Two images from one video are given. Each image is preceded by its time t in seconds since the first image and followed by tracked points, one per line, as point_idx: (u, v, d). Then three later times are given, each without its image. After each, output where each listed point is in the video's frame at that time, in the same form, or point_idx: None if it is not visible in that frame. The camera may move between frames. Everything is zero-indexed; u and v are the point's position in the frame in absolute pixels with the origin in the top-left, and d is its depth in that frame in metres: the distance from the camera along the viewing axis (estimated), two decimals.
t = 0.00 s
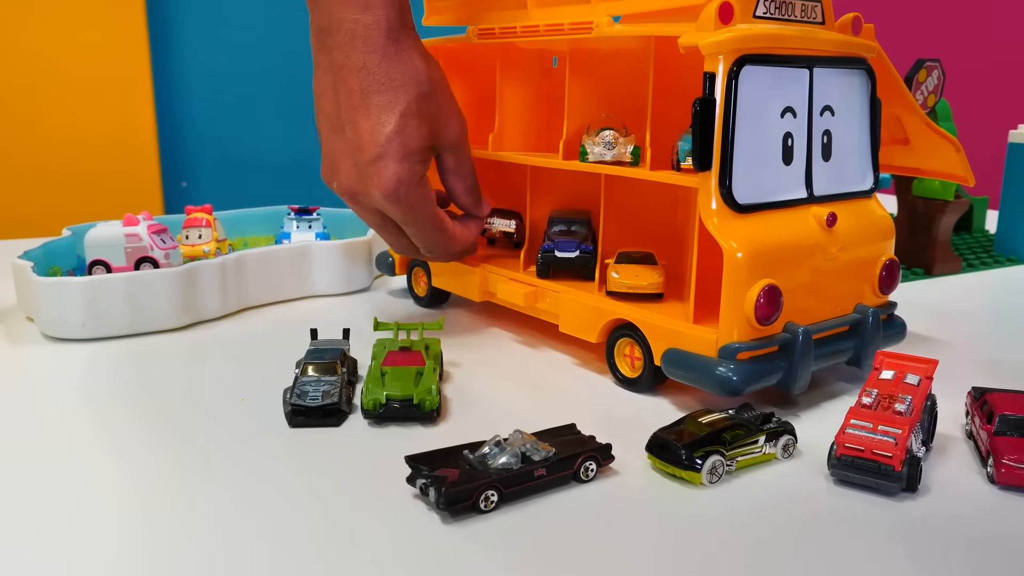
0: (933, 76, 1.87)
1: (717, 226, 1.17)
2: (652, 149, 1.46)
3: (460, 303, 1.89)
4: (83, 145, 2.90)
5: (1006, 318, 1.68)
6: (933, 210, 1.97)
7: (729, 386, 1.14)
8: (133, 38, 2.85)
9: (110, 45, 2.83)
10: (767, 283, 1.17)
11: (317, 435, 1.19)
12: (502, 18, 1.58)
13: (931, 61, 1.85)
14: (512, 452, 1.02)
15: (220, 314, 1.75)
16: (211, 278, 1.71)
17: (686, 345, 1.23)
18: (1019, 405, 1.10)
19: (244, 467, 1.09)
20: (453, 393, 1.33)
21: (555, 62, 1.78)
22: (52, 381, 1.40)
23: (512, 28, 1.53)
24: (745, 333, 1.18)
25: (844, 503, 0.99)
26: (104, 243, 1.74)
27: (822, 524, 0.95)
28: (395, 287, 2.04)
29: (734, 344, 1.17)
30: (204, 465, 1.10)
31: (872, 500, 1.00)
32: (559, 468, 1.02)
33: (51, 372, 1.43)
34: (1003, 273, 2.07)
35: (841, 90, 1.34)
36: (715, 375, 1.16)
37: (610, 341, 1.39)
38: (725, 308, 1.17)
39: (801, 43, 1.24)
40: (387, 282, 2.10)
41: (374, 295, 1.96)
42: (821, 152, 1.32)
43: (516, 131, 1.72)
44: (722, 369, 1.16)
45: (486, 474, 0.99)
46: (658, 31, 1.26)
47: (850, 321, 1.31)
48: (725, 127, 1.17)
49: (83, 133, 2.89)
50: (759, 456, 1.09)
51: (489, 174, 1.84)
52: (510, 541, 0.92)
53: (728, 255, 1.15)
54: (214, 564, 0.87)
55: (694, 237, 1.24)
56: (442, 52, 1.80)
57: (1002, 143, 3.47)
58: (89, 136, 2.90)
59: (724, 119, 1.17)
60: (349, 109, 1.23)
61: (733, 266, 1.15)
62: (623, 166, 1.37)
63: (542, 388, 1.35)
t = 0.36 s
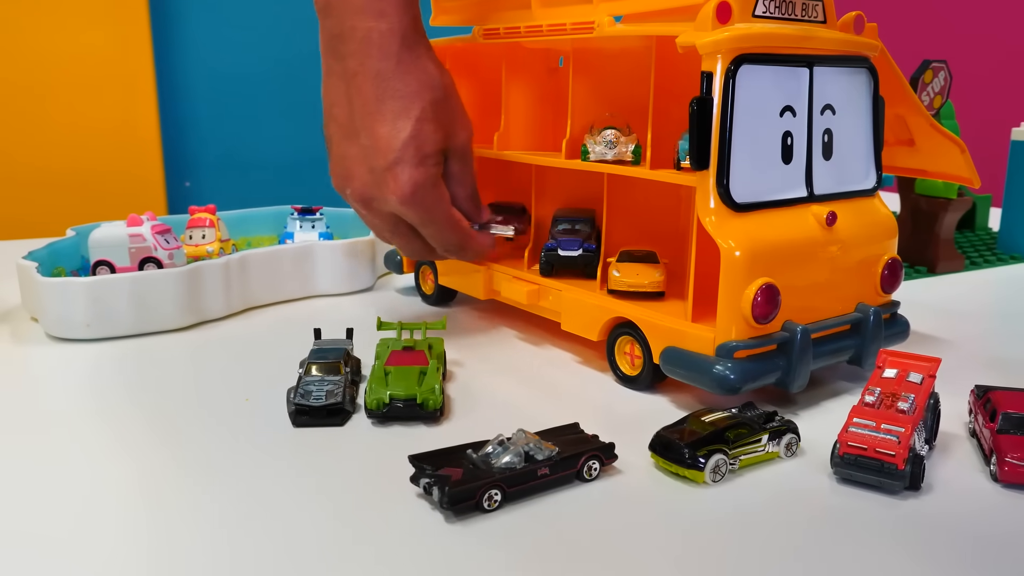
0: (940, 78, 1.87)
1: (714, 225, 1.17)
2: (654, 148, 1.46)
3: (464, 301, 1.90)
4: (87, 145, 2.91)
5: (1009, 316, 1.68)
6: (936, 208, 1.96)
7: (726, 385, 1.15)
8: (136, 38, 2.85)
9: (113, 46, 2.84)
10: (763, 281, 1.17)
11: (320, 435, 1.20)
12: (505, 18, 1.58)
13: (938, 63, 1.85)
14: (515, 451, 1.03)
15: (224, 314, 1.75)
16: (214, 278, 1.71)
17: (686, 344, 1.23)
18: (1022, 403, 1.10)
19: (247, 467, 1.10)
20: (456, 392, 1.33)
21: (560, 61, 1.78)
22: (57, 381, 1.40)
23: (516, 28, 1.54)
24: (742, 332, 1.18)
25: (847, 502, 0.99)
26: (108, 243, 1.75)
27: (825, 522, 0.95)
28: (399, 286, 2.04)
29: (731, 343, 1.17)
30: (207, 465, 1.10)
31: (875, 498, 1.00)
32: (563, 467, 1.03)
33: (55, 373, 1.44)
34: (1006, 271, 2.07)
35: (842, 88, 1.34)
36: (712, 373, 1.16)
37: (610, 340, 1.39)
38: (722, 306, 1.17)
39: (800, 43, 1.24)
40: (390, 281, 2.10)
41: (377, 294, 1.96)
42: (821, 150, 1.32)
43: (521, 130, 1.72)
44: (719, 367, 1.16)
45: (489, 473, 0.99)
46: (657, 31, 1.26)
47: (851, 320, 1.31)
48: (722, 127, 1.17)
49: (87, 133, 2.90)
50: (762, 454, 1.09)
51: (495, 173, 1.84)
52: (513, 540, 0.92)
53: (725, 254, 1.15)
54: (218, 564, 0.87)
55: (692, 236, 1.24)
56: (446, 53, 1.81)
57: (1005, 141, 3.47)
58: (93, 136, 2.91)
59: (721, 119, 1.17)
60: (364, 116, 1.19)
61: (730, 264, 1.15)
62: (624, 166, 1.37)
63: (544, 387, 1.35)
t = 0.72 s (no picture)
0: (944, 77, 1.87)
1: (719, 226, 1.18)
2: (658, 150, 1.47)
3: (469, 302, 1.90)
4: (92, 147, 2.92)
5: (1013, 317, 1.68)
6: (940, 210, 1.96)
7: (731, 386, 1.15)
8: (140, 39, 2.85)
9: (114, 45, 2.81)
10: (768, 283, 1.17)
11: (327, 437, 1.20)
12: (510, 19, 1.59)
13: (941, 63, 1.85)
14: (522, 452, 1.03)
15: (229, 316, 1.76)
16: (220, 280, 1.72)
17: (690, 345, 1.24)
18: None
19: (255, 470, 1.10)
20: (462, 393, 1.34)
21: (564, 63, 1.79)
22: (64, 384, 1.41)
23: (520, 30, 1.55)
24: (747, 333, 1.18)
25: (852, 502, 1.00)
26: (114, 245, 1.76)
27: (830, 523, 0.95)
28: (403, 288, 2.05)
29: (735, 344, 1.17)
30: (215, 467, 1.11)
31: (880, 499, 1.01)
32: (569, 468, 1.03)
33: (63, 376, 1.45)
34: (1010, 271, 2.07)
35: (846, 90, 1.34)
36: (717, 374, 1.16)
37: (615, 341, 1.40)
38: (727, 307, 1.17)
39: (804, 45, 1.24)
40: (395, 282, 2.11)
41: (382, 295, 1.97)
42: (825, 152, 1.32)
43: (525, 132, 1.72)
44: (724, 369, 1.16)
45: (496, 475, 1.00)
46: (661, 33, 1.27)
47: (855, 321, 1.31)
48: (727, 129, 1.17)
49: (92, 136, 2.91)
50: (768, 455, 1.10)
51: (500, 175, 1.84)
52: (522, 541, 0.92)
53: (730, 255, 1.16)
54: (226, 566, 0.88)
55: (696, 238, 1.24)
56: (451, 54, 1.81)
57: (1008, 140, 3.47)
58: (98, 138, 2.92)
59: (725, 122, 1.17)
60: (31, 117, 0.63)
61: (734, 266, 1.16)
62: (628, 167, 1.38)
63: (550, 388, 1.36)
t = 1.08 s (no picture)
0: (954, 75, 1.86)
1: (729, 223, 1.18)
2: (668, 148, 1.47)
3: (477, 301, 1.90)
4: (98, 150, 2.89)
5: None
6: (948, 208, 1.95)
7: (741, 383, 1.15)
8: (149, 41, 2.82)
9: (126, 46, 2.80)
10: (779, 280, 1.17)
11: (337, 434, 1.20)
12: (519, 18, 1.59)
13: (951, 60, 1.84)
14: (532, 448, 1.03)
15: (237, 314, 1.76)
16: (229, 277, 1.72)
17: (700, 343, 1.23)
18: None
19: (265, 467, 1.11)
20: (471, 391, 1.34)
21: (572, 62, 1.79)
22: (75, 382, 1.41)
23: (530, 28, 1.56)
24: (757, 331, 1.18)
25: (863, 499, 1.00)
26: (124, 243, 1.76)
27: (842, 520, 0.95)
28: (412, 286, 2.05)
29: (746, 342, 1.17)
30: (225, 463, 1.12)
31: (891, 496, 1.00)
32: (579, 464, 1.03)
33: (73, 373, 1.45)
34: (1019, 270, 2.06)
35: (856, 87, 1.34)
36: (727, 372, 1.16)
37: (624, 339, 1.40)
38: (738, 305, 1.17)
39: (815, 42, 1.24)
40: (403, 281, 2.11)
41: (390, 294, 1.97)
42: (836, 149, 1.32)
43: (534, 130, 1.72)
44: (735, 366, 1.16)
45: (506, 470, 1.00)
46: (671, 30, 1.27)
47: (865, 319, 1.31)
48: (738, 126, 1.17)
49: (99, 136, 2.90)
50: (778, 452, 1.09)
51: (508, 174, 1.84)
52: (533, 537, 0.92)
53: (740, 253, 1.16)
54: (238, 562, 0.88)
55: (706, 235, 1.24)
56: (460, 52, 1.81)
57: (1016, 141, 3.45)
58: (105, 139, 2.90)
59: (735, 119, 1.17)
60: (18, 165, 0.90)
61: (745, 263, 1.16)
62: (638, 165, 1.37)
63: (558, 386, 1.36)
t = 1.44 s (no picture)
0: (961, 74, 1.86)
1: (735, 222, 1.18)
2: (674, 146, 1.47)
3: (483, 298, 1.91)
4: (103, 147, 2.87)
5: None
6: (955, 207, 1.95)
7: (747, 381, 1.15)
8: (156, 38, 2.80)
9: (137, 44, 2.79)
10: (784, 278, 1.17)
11: (343, 430, 1.21)
12: (526, 16, 1.59)
13: (959, 59, 1.84)
14: (537, 445, 1.04)
15: (244, 310, 1.77)
16: (236, 274, 1.73)
17: (705, 341, 1.24)
18: None
19: (273, 462, 1.11)
20: (476, 388, 1.35)
21: (579, 59, 1.79)
22: (84, 376, 1.42)
23: (536, 26, 1.55)
24: (763, 329, 1.18)
25: (866, 498, 1.00)
26: (131, 240, 1.77)
27: (845, 518, 0.95)
28: (417, 283, 2.06)
29: (751, 340, 1.17)
30: (233, 458, 1.12)
31: (895, 494, 1.01)
32: (584, 461, 1.04)
33: (83, 368, 1.46)
34: None
35: (863, 86, 1.34)
36: (733, 370, 1.17)
37: (630, 336, 1.40)
38: (743, 303, 1.17)
39: (821, 41, 1.24)
40: (408, 277, 2.12)
41: (396, 291, 1.98)
42: (842, 148, 1.32)
43: (540, 127, 1.73)
44: (740, 364, 1.16)
45: (512, 467, 1.00)
46: (678, 29, 1.27)
47: (871, 317, 1.31)
48: (744, 126, 1.18)
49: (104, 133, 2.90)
50: (782, 450, 1.10)
51: (515, 172, 1.84)
52: (538, 533, 0.93)
53: (746, 251, 1.16)
54: (247, 556, 0.89)
55: (712, 234, 1.24)
56: (466, 50, 1.82)
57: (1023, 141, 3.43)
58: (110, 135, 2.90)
59: (741, 119, 1.17)
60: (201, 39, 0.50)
61: (750, 262, 1.16)
62: (644, 163, 1.38)
63: (563, 383, 1.36)
